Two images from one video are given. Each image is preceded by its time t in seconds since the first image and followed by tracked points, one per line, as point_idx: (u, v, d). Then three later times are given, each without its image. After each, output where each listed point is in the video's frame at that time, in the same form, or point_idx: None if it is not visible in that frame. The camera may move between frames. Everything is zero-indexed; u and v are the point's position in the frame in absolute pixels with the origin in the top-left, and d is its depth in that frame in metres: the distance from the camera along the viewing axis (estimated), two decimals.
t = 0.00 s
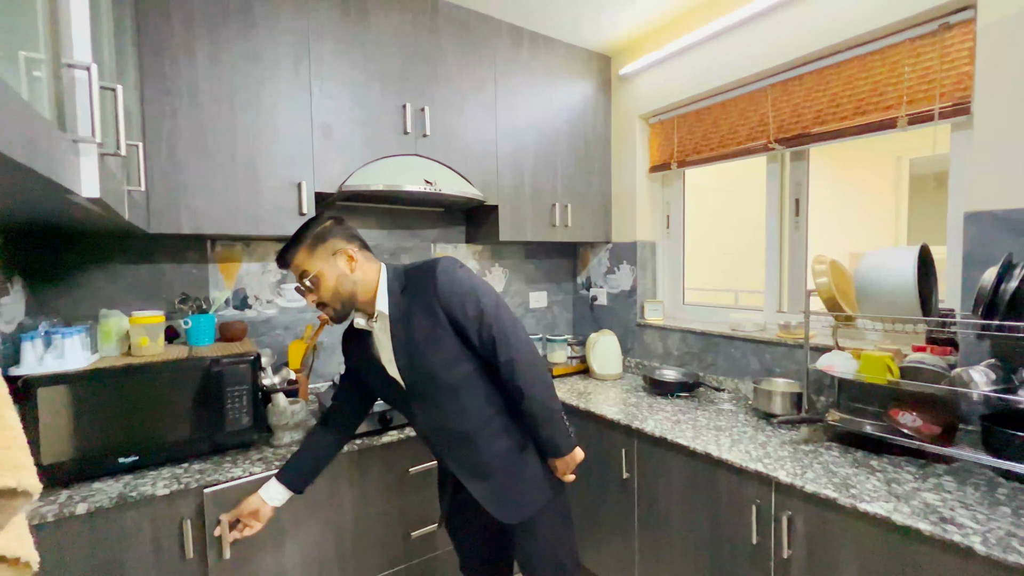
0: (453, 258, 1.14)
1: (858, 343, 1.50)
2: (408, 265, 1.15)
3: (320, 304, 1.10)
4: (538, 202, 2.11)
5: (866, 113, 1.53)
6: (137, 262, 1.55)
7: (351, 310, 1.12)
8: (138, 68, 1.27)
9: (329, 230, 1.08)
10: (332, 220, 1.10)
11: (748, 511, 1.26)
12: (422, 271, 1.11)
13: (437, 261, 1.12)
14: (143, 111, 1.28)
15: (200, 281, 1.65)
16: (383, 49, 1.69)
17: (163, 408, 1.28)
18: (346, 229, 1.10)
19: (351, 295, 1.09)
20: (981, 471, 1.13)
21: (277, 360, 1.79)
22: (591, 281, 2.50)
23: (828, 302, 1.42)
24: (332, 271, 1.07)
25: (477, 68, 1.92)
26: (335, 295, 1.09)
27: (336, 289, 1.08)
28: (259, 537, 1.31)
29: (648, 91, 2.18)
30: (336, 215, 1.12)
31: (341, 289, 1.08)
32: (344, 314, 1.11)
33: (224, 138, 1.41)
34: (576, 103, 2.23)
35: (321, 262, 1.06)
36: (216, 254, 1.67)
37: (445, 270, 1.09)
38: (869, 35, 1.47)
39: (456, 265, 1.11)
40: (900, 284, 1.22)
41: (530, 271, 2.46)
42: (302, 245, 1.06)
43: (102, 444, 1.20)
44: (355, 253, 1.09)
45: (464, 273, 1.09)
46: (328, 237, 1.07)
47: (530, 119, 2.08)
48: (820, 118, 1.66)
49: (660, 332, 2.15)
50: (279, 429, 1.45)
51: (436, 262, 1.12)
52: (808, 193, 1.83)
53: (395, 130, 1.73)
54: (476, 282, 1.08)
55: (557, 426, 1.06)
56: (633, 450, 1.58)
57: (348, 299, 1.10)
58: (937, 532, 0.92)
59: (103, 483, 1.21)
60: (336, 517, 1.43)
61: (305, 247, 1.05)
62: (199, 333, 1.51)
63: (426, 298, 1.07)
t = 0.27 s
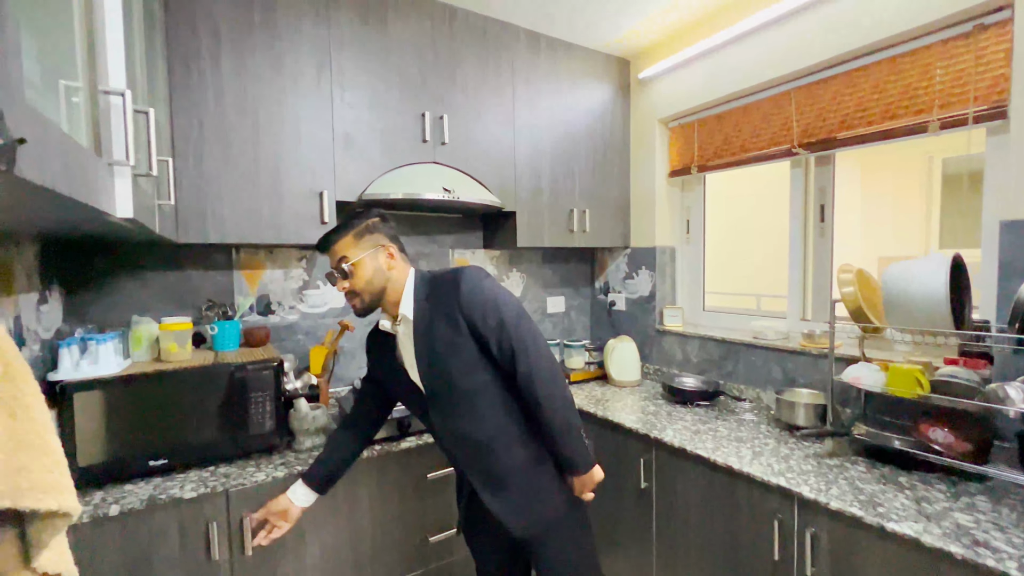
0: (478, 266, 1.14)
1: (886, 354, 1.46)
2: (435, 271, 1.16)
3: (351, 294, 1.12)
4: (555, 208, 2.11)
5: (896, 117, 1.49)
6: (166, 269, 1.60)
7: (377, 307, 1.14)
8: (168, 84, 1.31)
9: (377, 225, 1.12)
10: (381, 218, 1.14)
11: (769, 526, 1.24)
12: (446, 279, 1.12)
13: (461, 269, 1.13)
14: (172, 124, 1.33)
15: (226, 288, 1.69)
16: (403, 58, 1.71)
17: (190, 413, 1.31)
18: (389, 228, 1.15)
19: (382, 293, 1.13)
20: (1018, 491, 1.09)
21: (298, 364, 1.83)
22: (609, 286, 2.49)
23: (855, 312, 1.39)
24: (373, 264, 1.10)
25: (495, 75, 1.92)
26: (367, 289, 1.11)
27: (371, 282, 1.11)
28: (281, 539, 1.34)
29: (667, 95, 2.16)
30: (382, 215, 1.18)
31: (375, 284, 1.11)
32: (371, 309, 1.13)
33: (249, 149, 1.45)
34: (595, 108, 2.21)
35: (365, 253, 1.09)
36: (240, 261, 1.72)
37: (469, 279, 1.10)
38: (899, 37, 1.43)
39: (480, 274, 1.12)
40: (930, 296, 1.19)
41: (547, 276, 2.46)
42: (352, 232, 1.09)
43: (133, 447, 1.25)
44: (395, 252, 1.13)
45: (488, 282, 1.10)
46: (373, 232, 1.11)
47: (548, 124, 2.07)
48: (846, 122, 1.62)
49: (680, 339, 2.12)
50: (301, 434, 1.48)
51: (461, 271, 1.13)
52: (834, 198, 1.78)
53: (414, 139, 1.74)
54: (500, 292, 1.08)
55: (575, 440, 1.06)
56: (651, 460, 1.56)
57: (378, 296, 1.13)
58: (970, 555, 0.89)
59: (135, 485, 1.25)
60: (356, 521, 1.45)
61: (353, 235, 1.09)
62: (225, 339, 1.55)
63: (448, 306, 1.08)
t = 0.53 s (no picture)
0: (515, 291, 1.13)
1: (910, 373, 1.42)
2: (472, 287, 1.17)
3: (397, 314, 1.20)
4: (570, 218, 2.10)
5: (920, 130, 1.45)
6: (188, 282, 1.63)
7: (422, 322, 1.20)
8: (190, 104, 1.34)
9: (399, 246, 1.13)
10: (403, 235, 1.14)
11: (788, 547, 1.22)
12: (481, 298, 1.12)
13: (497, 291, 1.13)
14: (194, 144, 1.35)
15: (245, 300, 1.72)
16: (419, 73, 1.72)
17: (211, 427, 1.34)
18: (412, 246, 1.14)
19: (417, 310, 1.16)
20: None
21: (316, 375, 1.85)
22: (624, 295, 2.47)
23: (876, 331, 1.36)
24: (398, 288, 1.14)
25: (510, 87, 1.92)
26: (404, 310, 1.17)
27: (404, 305, 1.15)
28: (299, 552, 1.36)
29: (683, 104, 2.14)
30: (406, 231, 1.16)
31: (407, 305, 1.15)
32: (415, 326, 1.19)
33: (268, 166, 1.47)
34: (610, 117, 2.20)
35: (389, 279, 1.13)
36: (259, 274, 1.75)
37: (501, 304, 1.09)
38: (924, 48, 1.40)
39: (515, 300, 1.11)
40: (956, 317, 1.16)
41: (561, 285, 2.45)
42: (376, 262, 1.14)
43: (156, 461, 1.28)
44: (418, 273, 1.12)
45: (520, 310, 1.08)
46: (393, 257, 1.12)
47: (562, 135, 2.07)
48: (869, 133, 1.59)
49: (696, 350, 2.10)
50: (318, 447, 1.50)
51: (497, 292, 1.12)
52: (856, 211, 1.75)
53: (429, 152, 1.75)
54: (532, 327, 1.05)
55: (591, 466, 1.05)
56: (667, 476, 1.55)
57: (415, 313, 1.17)
58: None
59: (158, 498, 1.28)
60: (372, 534, 1.46)
61: (377, 265, 1.14)
62: (244, 352, 1.57)
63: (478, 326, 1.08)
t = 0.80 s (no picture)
0: (550, 326, 1.11)
1: (926, 382, 1.39)
2: (518, 304, 1.19)
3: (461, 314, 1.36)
4: (579, 222, 2.09)
5: (937, 134, 1.43)
6: (199, 288, 1.65)
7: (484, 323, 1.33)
8: (202, 113, 1.35)
9: (452, 261, 1.23)
10: (454, 251, 1.23)
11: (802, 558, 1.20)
12: (517, 323, 1.13)
13: (531, 322, 1.12)
14: (206, 152, 1.36)
15: (256, 305, 1.74)
16: (427, 78, 1.72)
17: (222, 433, 1.35)
18: (463, 259, 1.23)
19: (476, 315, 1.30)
20: None
21: (325, 379, 1.86)
22: (633, 299, 2.46)
23: (892, 339, 1.34)
24: (456, 298, 1.28)
25: (519, 91, 1.92)
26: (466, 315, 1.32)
27: (462, 309, 1.30)
28: (309, 557, 1.37)
29: (693, 107, 2.12)
30: (459, 242, 1.25)
31: (465, 312, 1.30)
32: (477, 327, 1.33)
33: (279, 173, 1.48)
34: (619, 120, 2.19)
35: (448, 291, 1.28)
36: (270, 279, 1.76)
37: (527, 337, 1.10)
38: (941, 51, 1.37)
39: (544, 336, 1.09)
40: (974, 327, 1.13)
41: (570, 289, 2.45)
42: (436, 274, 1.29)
43: (168, 465, 1.29)
44: (468, 284, 1.23)
45: (541, 351, 1.08)
46: (449, 268, 1.24)
47: (571, 138, 2.06)
48: (884, 137, 1.56)
49: (706, 356, 2.08)
50: (327, 452, 1.50)
51: (531, 323, 1.12)
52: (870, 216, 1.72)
53: (438, 157, 1.75)
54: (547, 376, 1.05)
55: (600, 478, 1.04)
56: (677, 484, 1.54)
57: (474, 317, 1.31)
58: None
59: (170, 503, 1.29)
60: (380, 540, 1.47)
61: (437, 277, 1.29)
62: (255, 357, 1.58)
63: (504, 353, 1.11)
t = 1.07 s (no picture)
0: (588, 358, 0.95)
1: (938, 385, 1.36)
2: (573, 319, 1.06)
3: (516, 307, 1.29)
4: (584, 223, 2.08)
5: (949, 132, 1.41)
6: (205, 289, 1.65)
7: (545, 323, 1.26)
8: (207, 114, 1.35)
9: (507, 261, 1.15)
10: (510, 250, 1.14)
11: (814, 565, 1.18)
12: (559, 347, 1.01)
13: (570, 348, 0.98)
14: (211, 153, 1.36)
15: (261, 306, 1.74)
16: (432, 79, 1.72)
17: (227, 433, 1.35)
18: (521, 257, 1.13)
19: (533, 316, 1.23)
20: None
21: (329, 380, 1.86)
22: (639, 300, 2.45)
23: (903, 341, 1.32)
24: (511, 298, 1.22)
25: (524, 91, 1.91)
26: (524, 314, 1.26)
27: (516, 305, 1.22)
28: (313, 559, 1.36)
29: (700, 106, 2.10)
30: (519, 236, 1.14)
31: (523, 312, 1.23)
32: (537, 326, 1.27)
33: (283, 174, 1.47)
34: (624, 120, 2.18)
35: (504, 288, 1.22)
36: (274, 280, 1.76)
37: (563, 367, 0.97)
38: (952, 48, 1.35)
39: (580, 370, 0.95)
40: (989, 329, 1.11)
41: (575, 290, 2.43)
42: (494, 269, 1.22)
43: (173, 466, 1.29)
44: (523, 285, 1.15)
45: (570, 389, 0.95)
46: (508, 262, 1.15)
47: (576, 138, 2.05)
48: (894, 136, 1.54)
49: (712, 357, 2.07)
50: (332, 453, 1.50)
51: (570, 350, 0.98)
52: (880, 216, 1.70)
53: (443, 158, 1.75)
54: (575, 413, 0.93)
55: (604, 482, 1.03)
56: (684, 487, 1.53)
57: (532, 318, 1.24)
58: None
59: (175, 503, 1.29)
60: (385, 542, 1.46)
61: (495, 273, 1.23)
62: (259, 358, 1.58)
63: (542, 378, 1.02)
